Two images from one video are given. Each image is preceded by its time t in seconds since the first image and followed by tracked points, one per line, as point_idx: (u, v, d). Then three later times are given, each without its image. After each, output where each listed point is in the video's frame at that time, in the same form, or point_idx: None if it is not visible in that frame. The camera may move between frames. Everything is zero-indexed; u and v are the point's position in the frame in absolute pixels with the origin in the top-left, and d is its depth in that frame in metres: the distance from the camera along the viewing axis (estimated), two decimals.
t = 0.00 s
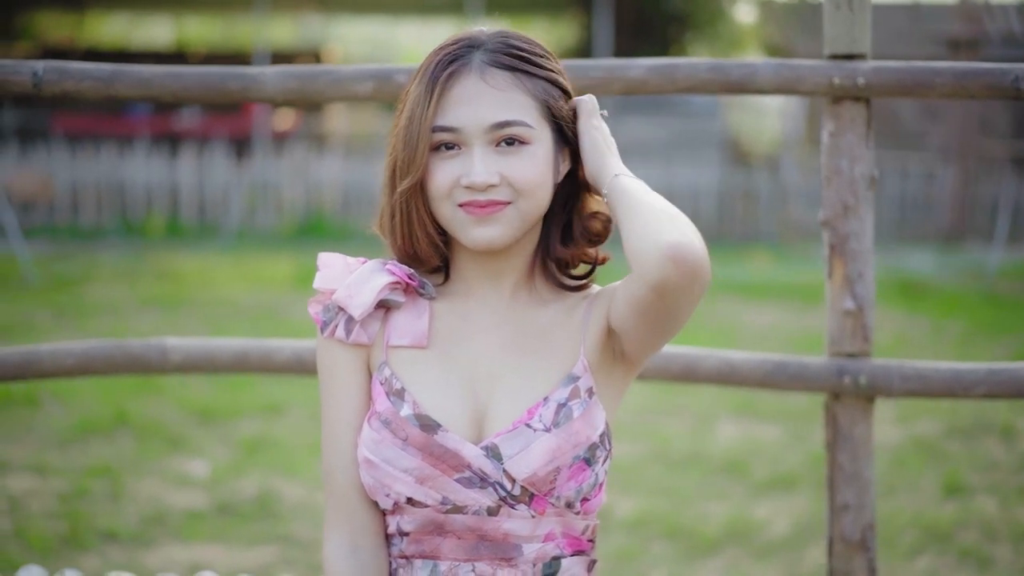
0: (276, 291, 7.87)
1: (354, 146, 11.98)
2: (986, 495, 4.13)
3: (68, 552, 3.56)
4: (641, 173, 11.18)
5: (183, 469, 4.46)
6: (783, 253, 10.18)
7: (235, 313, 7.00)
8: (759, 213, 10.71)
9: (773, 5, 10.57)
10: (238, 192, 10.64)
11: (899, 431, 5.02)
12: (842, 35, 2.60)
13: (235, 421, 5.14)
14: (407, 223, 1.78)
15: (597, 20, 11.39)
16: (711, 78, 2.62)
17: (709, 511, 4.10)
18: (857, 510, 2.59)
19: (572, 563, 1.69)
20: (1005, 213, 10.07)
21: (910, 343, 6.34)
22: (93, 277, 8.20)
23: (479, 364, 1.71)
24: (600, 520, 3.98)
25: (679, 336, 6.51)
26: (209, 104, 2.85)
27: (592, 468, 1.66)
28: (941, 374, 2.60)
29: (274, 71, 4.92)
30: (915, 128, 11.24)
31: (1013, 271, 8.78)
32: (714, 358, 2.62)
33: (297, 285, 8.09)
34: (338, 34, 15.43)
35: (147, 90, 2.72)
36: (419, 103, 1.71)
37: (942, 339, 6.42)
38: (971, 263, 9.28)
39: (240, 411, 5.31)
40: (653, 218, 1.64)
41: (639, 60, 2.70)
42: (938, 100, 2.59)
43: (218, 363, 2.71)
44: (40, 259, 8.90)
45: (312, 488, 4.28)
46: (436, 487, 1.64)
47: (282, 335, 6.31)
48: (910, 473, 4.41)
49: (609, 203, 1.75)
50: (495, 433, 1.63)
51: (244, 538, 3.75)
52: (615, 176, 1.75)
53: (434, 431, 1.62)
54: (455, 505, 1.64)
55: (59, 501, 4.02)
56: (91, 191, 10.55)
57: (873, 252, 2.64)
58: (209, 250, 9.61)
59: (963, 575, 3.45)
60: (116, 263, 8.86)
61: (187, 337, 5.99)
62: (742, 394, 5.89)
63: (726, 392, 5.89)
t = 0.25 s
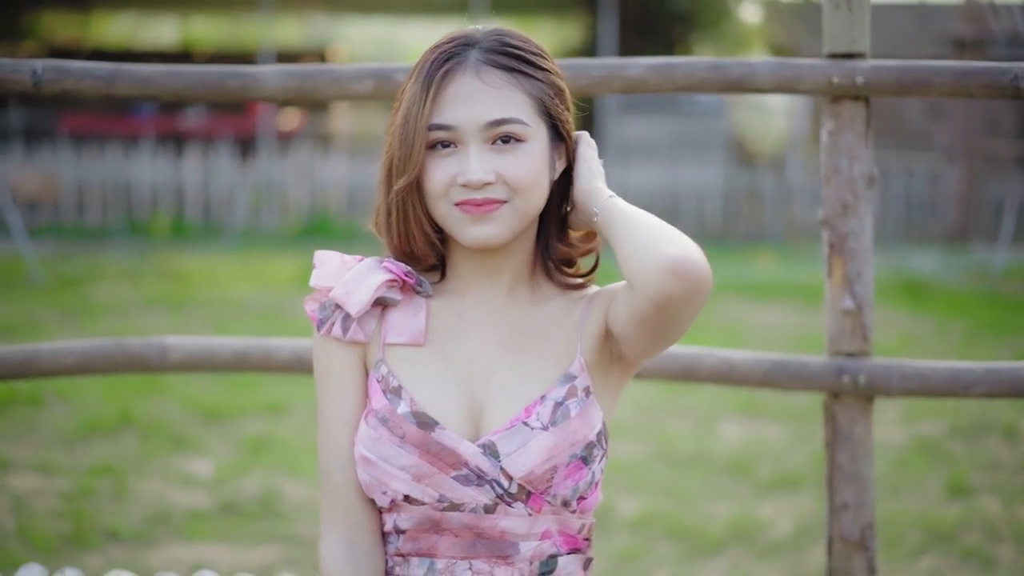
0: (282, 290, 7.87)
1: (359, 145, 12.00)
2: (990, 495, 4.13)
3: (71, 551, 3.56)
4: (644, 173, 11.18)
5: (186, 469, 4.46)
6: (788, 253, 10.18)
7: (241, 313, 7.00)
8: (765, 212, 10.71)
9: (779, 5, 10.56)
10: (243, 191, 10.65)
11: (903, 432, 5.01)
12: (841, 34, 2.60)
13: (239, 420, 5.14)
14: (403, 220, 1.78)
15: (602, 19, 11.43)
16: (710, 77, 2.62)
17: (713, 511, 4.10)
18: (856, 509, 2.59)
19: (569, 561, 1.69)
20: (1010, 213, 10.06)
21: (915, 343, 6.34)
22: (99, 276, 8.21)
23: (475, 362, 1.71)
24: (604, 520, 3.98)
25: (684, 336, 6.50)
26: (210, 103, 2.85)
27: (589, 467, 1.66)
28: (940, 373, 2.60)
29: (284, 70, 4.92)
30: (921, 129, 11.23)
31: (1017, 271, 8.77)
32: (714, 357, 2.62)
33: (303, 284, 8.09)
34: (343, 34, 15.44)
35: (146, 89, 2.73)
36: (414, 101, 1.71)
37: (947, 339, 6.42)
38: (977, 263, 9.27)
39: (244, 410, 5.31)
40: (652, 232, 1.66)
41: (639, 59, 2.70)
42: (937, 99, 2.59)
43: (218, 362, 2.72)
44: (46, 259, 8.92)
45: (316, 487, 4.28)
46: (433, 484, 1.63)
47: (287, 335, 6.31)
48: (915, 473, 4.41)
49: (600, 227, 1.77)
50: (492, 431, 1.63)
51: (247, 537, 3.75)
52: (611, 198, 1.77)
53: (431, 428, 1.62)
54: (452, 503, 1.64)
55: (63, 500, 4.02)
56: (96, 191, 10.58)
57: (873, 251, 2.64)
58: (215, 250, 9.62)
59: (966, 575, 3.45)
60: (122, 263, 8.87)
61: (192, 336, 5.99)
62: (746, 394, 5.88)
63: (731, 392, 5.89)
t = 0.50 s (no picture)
0: (288, 291, 7.88)
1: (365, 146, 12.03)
2: (996, 496, 4.12)
3: (76, 551, 3.57)
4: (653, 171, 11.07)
5: (191, 469, 4.47)
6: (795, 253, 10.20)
7: (247, 313, 7.01)
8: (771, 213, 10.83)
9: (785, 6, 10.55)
10: (250, 192, 10.71)
11: (908, 433, 5.01)
12: (842, 35, 2.60)
13: (243, 421, 5.15)
14: (402, 222, 1.79)
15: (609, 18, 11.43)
16: (711, 78, 2.63)
17: (718, 511, 4.10)
18: (858, 510, 2.60)
19: (568, 563, 1.70)
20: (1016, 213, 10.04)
21: (921, 343, 6.34)
22: (105, 276, 8.22)
23: (475, 360, 1.72)
24: (609, 520, 3.98)
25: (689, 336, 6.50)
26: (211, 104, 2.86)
27: (588, 470, 1.67)
28: (940, 374, 2.60)
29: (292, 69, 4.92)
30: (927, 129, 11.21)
31: None
32: (714, 358, 2.62)
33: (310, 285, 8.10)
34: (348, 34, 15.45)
35: (147, 90, 2.73)
36: (413, 102, 1.71)
37: (953, 340, 6.42)
38: (983, 263, 9.26)
39: (249, 410, 5.32)
40: (649, 261, 1.63)
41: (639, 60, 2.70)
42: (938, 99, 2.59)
43: (219, 362, 2.72)
44: (54, 259, 8.94)
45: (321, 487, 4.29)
46: (433, 485, 1.64)
47: (294, 335, 6.32)
48: (920, 474, 4.40)
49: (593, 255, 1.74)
50: (493, 433, 1.64)
51: (252, 537, 3.76)
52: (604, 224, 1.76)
53: (431, 429, 1.62)
54: (452, 504, 1.64)
55: (68, 500, 4.03)
56: (103, 192, 10.57)
57: (874, 252, 2.64)
58: (221, 250, 9.63)
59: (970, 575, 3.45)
60: (128, 263, 8.88)
61: (196, 336, 6.00)
62: (751, 395, 5.88)
63: (736, 392, 5.89)
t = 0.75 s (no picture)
0: (294, 290, 7.90)
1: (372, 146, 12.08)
2: (1001, 498, 4.12)
3: (80, 550, 3.59)
4: (659, 169, 11.14)
5: (197, 469, 4.49)
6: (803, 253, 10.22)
7: (254, 313, 7.03)
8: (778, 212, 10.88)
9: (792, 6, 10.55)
10: (256, 192, 10.73)
11: (914, 434, 5.02)
12: (843, 37, 2.60)
13: (248, 421, 5.16)
14: (401, 223, 1.80)
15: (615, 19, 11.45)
16: (713, 79, 2.63)
17: (723, 511, 4.11)
18: (859, 511, 2.60)
19: (567, 564, 1.71)
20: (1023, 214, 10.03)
21: (928, 344, 6.34)
22: (112, 277, 8.25)
23: (474, 362, 1.73)
24: (613, 520, 3.99)
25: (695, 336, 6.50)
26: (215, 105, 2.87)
27: (586, 474, 1.69)
28: (941, 375, 2.61)
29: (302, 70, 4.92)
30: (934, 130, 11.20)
31: None
32: (715, 359, 2.62)
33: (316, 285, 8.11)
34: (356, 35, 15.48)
35: (150, 92, 2.75)
36: (411, 104, 1.72)
37: (960, 341, 6.42)
38: (989, 264, 9.25)
39: (255, 410, 5.34)
40: (643, 297, 1.61)
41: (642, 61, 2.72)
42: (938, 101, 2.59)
43: (221, 362, 2.74)
44: (61, 258, 8.97)
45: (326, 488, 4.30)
46: (432, 486, 1.65)
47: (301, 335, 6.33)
48: (926, 475, 4.40)
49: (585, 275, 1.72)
50: (492, 435, 1.65)
51: (257, 537, 3.77)
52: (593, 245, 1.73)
53: (430, 430, 1.64)
54: (450, 505, 1.65)
55: (74, 500, 4.05)
56: (111, 191, 10.65)
57: (875, 253, 2.64)
58: (228, 250, 9.65)
59: None
60: (135, 263, 8.90)
61: (203, 336, 6.01)
62: (757, 395, 5.89)
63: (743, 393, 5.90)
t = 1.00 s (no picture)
0: (299, 291, 7.91)
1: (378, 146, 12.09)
2: (1005, 499, 4.12)
3: (85, 550, 3.60)
4: (665, 171, 11.23)
5: (202, 469, 4.50)
6: (808, 253, 10.21)
7: (259, 313, 7.04)
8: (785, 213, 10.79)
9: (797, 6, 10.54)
10: (262, 192, 10.75)
11: (919, 434, 5.02)
12: (846, 38, 2.61)
13: (253, 421, 5.17)
14: (401, 225, 1.81)
15: (621, 20, 11.47)
16: (714, 81, 2.64)
17: (727, 512, 4.12)
18: (860, 512, 2.61)
19: (566, 565, 1.72)
20: None
21: (934, 345, 6.34)
22: (118, 277, 8.27)
23: (472, 364, 1.74)
24: (617, 521, 4.00)
25: (699, 337, 6.50)
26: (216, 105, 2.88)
27: (585, 478, 1.70)
28: (943, 377, 2.61)
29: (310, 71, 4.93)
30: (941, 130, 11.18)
31: None
32: (717, 360, 2.63)
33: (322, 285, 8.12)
34: (361, 35, 15.51)
35: (153, 93, 2.76)
36: (410, 107, 1.74)
37: (966, 341, 6.41)
38: (994, 265, 9.24)
39: (260, 410, 5.36)
40: (630, 333, 1.59)
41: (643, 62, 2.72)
42: (940, 102, 2.60)
43: (223, 363, 2.75)
44: (67, 258, 8.99)
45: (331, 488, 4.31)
46: (431, 488, 1.66)
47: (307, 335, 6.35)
48: (930, 476, 4.40)
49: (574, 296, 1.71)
50: (491, 438, 1.66)
51: (261, 537, 3.78)
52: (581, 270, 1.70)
53: (430, 432, 1.64)
54: (449, 507, 1.66)
55: (79, 500, 4.07)
56: (117, 191, 10.68)
57: (877, 255, 2.64)
58: (234, 250, 9.67)
59: None
60: (142, 263, 8.92)
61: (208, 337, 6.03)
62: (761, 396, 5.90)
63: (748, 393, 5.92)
